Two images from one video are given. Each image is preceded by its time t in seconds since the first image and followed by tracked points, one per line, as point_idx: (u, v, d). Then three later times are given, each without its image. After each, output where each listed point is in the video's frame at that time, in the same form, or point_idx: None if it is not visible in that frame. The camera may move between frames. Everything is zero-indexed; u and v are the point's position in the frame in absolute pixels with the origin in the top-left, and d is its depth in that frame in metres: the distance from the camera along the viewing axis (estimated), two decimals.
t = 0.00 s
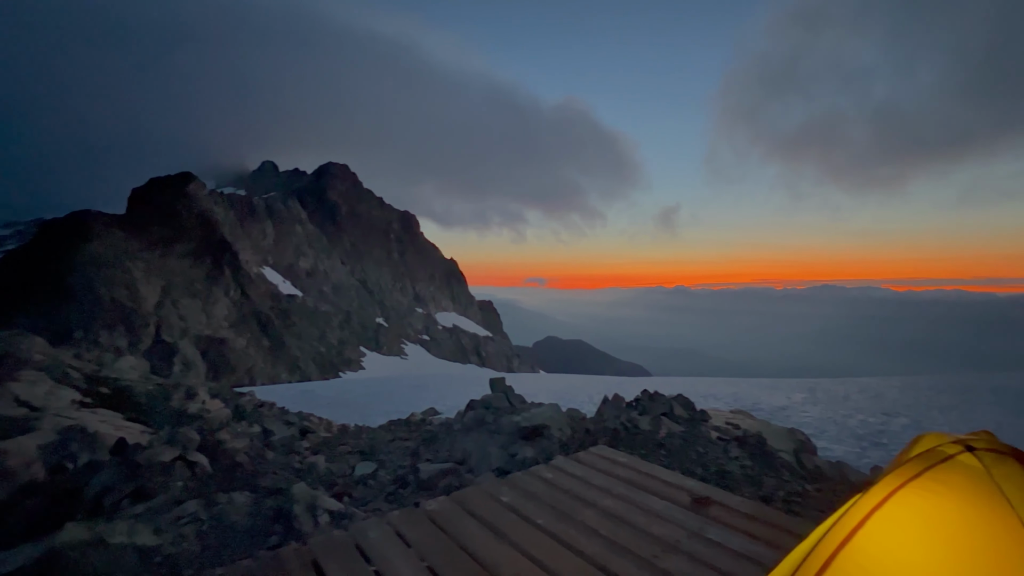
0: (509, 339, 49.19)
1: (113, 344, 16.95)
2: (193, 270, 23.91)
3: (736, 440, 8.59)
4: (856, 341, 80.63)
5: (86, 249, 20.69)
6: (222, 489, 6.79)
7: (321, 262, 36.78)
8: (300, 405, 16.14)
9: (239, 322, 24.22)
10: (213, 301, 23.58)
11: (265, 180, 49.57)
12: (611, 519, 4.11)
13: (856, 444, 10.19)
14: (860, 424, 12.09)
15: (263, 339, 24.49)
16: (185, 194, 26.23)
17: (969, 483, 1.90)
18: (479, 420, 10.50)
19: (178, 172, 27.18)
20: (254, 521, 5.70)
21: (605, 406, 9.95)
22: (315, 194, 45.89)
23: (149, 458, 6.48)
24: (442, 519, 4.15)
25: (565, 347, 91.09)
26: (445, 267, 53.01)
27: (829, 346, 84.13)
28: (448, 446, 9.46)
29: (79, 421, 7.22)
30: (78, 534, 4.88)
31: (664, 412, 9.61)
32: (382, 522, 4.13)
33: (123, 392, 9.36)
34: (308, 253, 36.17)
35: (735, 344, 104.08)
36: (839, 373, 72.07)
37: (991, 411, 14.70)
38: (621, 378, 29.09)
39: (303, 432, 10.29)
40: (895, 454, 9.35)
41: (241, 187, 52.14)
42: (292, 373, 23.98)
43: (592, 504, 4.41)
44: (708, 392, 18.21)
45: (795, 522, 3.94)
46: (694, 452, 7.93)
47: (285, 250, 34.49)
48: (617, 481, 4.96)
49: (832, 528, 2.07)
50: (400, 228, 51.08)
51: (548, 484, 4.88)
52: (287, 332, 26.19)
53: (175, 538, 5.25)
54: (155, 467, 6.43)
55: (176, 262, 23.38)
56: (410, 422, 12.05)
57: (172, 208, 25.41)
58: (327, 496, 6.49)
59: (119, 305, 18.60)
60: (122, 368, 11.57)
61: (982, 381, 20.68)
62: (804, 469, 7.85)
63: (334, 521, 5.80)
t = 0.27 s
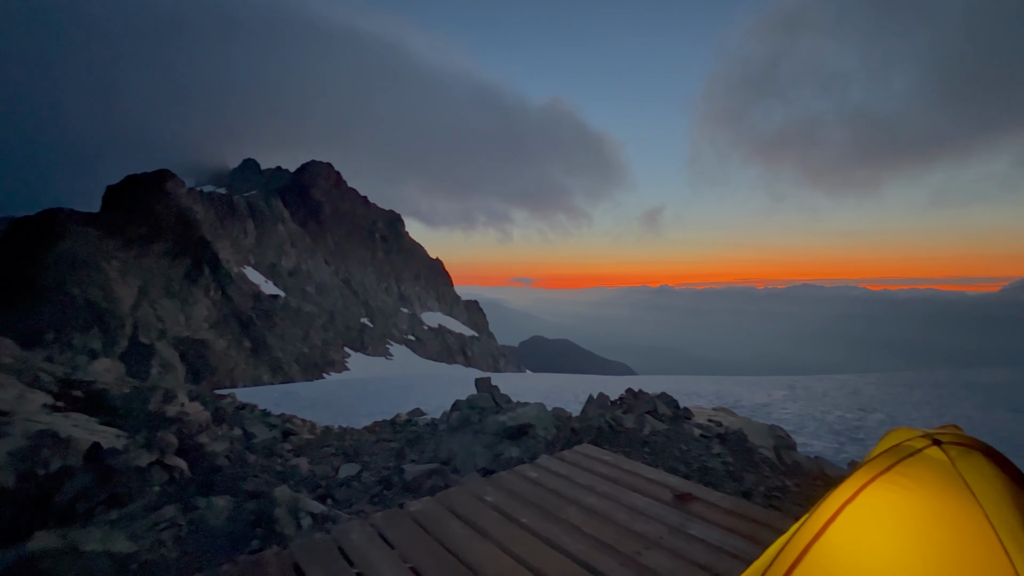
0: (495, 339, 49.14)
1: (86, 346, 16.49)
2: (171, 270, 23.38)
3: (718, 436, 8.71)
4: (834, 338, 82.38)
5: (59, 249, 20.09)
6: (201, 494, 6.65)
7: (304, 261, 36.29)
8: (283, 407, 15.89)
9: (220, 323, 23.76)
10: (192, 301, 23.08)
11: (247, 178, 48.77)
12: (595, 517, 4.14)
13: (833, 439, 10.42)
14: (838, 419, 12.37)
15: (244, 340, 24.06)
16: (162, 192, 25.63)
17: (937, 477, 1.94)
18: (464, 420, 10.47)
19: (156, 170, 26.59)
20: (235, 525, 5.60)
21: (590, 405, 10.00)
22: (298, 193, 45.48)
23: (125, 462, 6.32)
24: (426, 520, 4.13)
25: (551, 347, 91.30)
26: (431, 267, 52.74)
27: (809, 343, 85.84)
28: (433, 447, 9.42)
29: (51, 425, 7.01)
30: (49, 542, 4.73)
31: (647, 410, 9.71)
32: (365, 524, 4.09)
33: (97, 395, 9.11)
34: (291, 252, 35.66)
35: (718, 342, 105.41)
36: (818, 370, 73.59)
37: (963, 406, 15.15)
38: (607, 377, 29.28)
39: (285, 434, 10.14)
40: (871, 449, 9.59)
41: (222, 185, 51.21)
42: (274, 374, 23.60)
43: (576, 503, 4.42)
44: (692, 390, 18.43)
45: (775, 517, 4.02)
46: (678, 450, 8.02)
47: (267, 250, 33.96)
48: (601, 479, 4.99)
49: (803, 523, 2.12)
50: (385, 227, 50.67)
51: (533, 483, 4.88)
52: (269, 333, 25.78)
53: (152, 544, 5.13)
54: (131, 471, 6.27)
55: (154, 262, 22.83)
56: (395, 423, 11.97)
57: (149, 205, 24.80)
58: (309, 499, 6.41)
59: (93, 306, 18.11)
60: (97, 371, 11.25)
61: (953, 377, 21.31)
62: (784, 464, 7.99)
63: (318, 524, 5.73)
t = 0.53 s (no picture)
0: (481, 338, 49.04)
1: (60, 348, 16.03)
2: (149, 269, 22.84)
3: (701, 433, 8.83)
4: (815, 336, 84.00)
5: (31, 247, 19.48)
6: (180, 497, 6.52)
7: (287, 260, 35.78)
8: (266, 408, 15.65)
9: (200, 323, 23.29)
10: (171, 301, 22.58)
11: (228, 176, 47.90)
12: (579, 515, 4.17)
13: (812, 435, 10.64)
14: (817, 415, 12.63)
15: (225, 341, 23.61)
16: (140, 190, 25.02)
17: (905, 470, 1.99)
18: (449, 420, 10.44)
19: (133, 166, 25.96)
20: (215, 529, 5.51)
21: (575, 404, 10.05)
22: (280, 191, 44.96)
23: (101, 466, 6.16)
24: (411, 521, 4.11)
25: (537, 346, 91.38)
26: (416, 266, 52.42)
27: (790, 341, 87.43)
28: (418, 447, 9.36)
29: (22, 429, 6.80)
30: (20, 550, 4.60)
31: (632, 408, 9.79)
32: (349, 525, 4.05)
33: (71, 398, 8.86)
34: (273, 251, 35.11)
35: (702, 341, 106.72)
36: (799, 367, 74.98)
37: (937, 401, 15.58)
38: (593, 376, 29.43)
39: (267, 436, 9.99)
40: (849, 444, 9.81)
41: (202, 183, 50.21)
42: (257, 375, 23.22)
43: (560, 501, 4.44)
44: (677, 387, 18.62)
45: (755, 512, 4.09)
46: (662, 447, 8.10)
47: (249, 249, 33.40)
48: (585, 477, 5.02)
49: (778, 516, 2.15)
50: (370, 226, 50.24)
51: (518, 482, 4.89)
52: (251, 334, 25.36)
53: (129, 549, 5.01)
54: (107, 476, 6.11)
55: (130, 261, 22.29)
56: (380, 424, 11.88)
57: (125, 203, 24.18)
58: (292, 501, 6.33)
59: (67, 307, 17.60)
60: (71, 373, 10.93)
61: (928, 373, 21.91)
62: (765, 460, 8.14)
63: (302, 527, 5.66)
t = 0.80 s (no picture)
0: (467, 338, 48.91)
1: (32, 350, 15.54)
2: (126, 268, 22.29)
3: (685, 430, 8.93)
4: (796, 334, 85.57)
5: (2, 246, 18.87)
6: (159, 502, 6.39)
7: (270, 260, 35.26)
8: (249, 410, 15.39)
9: (180, 324, 22.80)
10: (150, 301, 22.07)
11: (209, 173, 47.02)
12: (564, 512, 4.19)
13: (793, 431, 10.85)
14: (798, 412, 12.87)
15: (206, 342, 23.16)
16: (116, 187, 24.41)
17: (878, 464, 2.03)
18: (436, 420, 10.40)
19: (109, 163, 25.32)
20: (195, 533, 5.39)
21: (561, 402, 10.09)
22: (262, 190, 44.39)
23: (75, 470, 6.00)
24: (395, 521, 4.08)
25: (524, 345, 91.50)
26: (402, 265, 52.08)
27: (772, 339, 88.92)
28: (404, 447, 9.31)
29: None
30: None
31: (618, 406, 9.87)
32: (332, 526, 4.01)
33: (45, 401, 8.59)
34: (256, 251, 34.55)
35: (686, 339, 107.93)
36: (781, 365, 76.28)
37: (913, 397, 15.99)
38: (579, 375, 29.55)
39: (250, 439, 9.84)
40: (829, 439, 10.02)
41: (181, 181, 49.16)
42: (239, 377, 22.83)
43: (545, 499, 4.45)
44: (662, 386, 18.81)
45: (737, 507, 4.14)
46: (646, 444, 8.17)
47: (230, 248, 32.82)
48: (571, 475, 5.04)
49: (755, 510, 2.17)
50: (354, 225, 49.75)
51: (504, 481, 4.89)
52: (233, 334, 24.92)
53: (106, 556, 4.89)
54: (82, 481, 5.94)
55: (106, 261, 21.75)
56: (366, 425, 11.78)
57: (101, 201, 23.57)
58: (275, 504, 6.24)
59: (40, 308, 17.09)
60: (44, 376, 10.60)
61: (905, 370, 22.46)
62: (748, 456, 8.27)
63: (285, 530, 5.58)
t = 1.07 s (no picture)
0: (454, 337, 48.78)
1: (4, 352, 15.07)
2: (103, 268, 21.74)
3: (670, 427, 9.03)
4: (778, 331, 87.06)
5: None
6: (138, 507, 6.25)
7: (253, 259, 34.70)
8: (231, 412, 15.11)
9: (159, 325, 22.30)
10: (127, 302, 21.56)
11: (189, 171, 46.09)
12: (549, 510, 4.20)
13: (775, 427, 11.05)
14: (779, 408, 13.11)
15: (187, 343, 22.71)
16: (92, 184, 23.78)
17: (854, 458, 2.07)
18: (421, 420, 10.35)
19: (86, 159, 24.70)
20: (175, 538, 5.29)
21: (548, 401, 10.12)
22: (244, 188, 43.69)
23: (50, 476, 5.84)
24: (380, 522, 4.05)
25: (510, 344, 91.56)
26: (388, 265, 51.70)
27: (754, 337, 90.40)
28: (390, 447, 9.25)
29: None
30: None
31: (603, 404, 9.94)
32: (316, 528, 3.97)
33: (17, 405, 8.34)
34: (238, 249, 33.96)
35: (671, 337, 109.07)
36: (763, 362, 77.57)
37: (890, 392, 16.38)
38: (565, 373, 29.70)
39: (232, 441, 9.67)
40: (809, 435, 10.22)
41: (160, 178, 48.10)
42: (221, 378, 22.43)
43: (531, 498, 4.46)
44: (648, 384, 18.99)
45: (719, 501, 4.21)
46: (632, 441, 8.24)
47: (211, 247, 32.22)
48: (557, 473, 5.05)
49: (735, 504, 2.20)
50: (339, 224, 49.22)
51: (489, 480, 4.89)
52: (214, 335, 24.47)
53: (82, 563, 4.77)
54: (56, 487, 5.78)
55: (81, 260, 21.26)
56: (351, 425, 11.68)
57: (75, 199, 22.94)
58: (258, 507, 6.15)
59: (11, 308, 16.57)
60: (15, 379, 10.28)
61: (881, 366, 23.01)
62: (731, 452, 8.40)
63: (268, 532, 5.49)
